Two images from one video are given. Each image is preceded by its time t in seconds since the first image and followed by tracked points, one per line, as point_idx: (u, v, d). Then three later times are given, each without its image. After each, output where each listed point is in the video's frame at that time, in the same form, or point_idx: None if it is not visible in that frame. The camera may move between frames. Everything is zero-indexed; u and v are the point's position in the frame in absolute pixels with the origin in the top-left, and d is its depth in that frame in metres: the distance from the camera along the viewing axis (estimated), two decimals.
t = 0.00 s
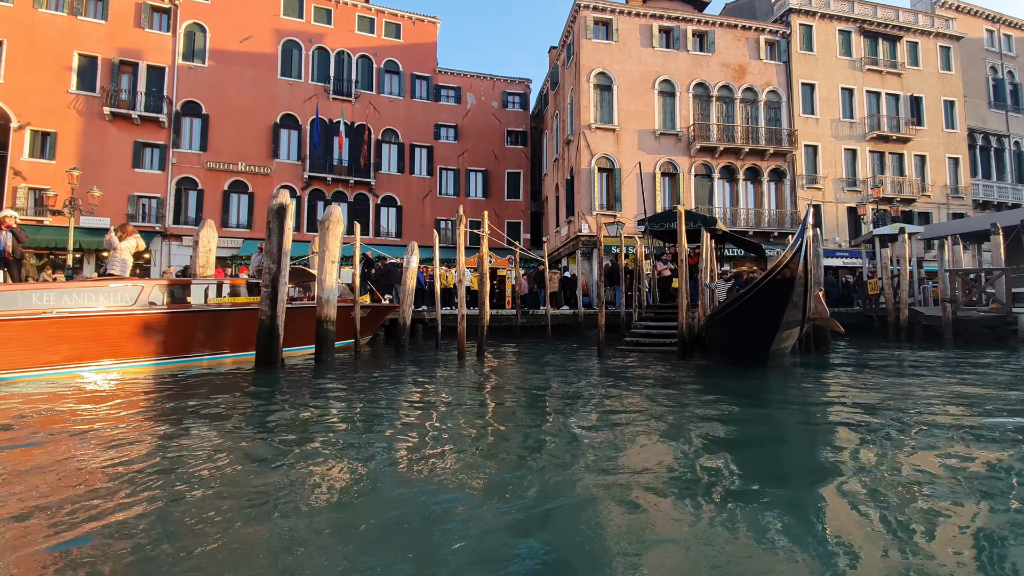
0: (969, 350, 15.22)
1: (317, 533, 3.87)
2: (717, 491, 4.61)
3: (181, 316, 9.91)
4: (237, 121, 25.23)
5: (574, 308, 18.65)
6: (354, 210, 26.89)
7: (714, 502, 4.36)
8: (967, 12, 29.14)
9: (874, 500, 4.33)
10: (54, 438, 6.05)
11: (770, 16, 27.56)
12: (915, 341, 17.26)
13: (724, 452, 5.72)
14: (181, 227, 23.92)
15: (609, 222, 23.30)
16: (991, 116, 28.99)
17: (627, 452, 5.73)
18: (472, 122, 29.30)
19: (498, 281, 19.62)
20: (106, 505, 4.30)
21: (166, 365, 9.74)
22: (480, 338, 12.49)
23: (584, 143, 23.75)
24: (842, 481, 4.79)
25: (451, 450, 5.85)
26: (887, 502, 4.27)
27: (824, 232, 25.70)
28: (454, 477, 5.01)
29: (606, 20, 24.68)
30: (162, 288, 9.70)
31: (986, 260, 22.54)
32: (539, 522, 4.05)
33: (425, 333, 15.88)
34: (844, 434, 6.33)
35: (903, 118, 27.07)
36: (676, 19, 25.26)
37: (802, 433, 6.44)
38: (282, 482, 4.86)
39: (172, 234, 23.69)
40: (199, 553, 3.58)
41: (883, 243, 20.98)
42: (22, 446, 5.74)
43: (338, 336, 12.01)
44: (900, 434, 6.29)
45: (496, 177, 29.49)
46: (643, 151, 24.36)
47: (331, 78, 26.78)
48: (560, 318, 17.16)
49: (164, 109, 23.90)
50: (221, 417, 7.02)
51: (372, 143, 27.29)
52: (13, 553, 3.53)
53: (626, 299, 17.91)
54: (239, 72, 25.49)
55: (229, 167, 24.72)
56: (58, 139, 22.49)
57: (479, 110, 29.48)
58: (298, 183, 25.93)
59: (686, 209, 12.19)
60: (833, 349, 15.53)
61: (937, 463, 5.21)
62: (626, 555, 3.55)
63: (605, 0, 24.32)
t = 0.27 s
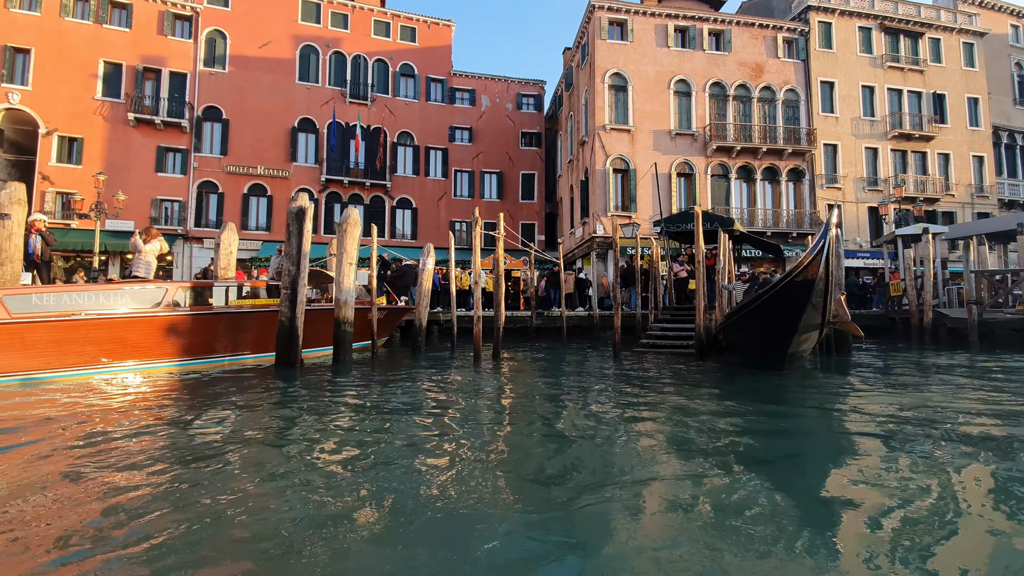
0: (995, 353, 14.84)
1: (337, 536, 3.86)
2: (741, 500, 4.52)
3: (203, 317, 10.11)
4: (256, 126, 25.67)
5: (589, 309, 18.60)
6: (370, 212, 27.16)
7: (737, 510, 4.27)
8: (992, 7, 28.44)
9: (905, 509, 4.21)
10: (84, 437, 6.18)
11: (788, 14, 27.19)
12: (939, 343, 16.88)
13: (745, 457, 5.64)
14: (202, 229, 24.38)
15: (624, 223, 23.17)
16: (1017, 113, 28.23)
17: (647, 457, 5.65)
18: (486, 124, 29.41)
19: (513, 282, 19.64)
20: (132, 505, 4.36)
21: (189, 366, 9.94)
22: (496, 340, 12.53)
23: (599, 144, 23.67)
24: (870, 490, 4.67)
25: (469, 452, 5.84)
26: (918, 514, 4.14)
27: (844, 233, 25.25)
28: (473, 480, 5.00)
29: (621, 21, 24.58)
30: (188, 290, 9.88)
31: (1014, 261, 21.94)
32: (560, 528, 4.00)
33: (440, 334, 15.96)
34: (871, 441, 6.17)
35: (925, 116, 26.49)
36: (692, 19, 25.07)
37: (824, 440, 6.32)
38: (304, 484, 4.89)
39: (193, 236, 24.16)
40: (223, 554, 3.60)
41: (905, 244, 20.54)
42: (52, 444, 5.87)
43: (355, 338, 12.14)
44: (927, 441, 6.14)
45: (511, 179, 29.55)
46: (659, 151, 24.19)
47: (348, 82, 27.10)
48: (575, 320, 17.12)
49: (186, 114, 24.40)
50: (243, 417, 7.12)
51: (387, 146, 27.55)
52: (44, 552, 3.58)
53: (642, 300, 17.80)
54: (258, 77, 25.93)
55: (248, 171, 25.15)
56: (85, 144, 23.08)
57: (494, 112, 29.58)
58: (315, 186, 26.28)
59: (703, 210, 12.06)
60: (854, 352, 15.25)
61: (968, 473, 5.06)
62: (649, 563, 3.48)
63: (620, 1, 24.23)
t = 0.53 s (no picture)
0: (1019, 355, 14.50)
1: (353, 537, 3.88)
2: (757, 504, 4.47)
3: (220, 318, 10.25)
4: (271, 129, 26.00)
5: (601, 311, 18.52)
6: (383, 214, 27.35)
7: (754, 515, 4.22)
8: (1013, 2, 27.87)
9: (925, 517, 4.13)
10: (105, 435, 6.30)
11: (802, 12, 26.89)
12: (959, 345, 16.55)
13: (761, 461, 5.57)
14: (218, 231, 24.78)
15: (636, 224, 23.05)
16: None
17: (663, 459, 5.61)
18: (498, 126, 29.48)
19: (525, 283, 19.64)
20: (151, 502, 4.42)
21: (206, 366, 10.09)
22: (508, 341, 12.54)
23: (611, 145, 23.59)
24: (890, 496, 4.58)
25: (483, 453, 5.85)
26: (938, 521, 4.06)
27: (860, 232, 24.88)
28: (487, 481, 5.01)
29: (633, 21, 24.49)
30: (206, 291, 10.02)
31: None
32: (574, 530, 3.98)
33: (453, 335, 16.01)
34: (891, 446, 6.06)
35: (944, 114, 26.02)
36: (705, 17, 24.88)
37: (842, 444, 6.23)
38: (320, 483, 4.93)
39: (210, 238, 24.55)
40: (240, 553, 3.62)
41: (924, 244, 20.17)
42: (75, 442, 5.99)
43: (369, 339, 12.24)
44: (949, 446, 6.01)
45: (522, 180, 29.58)
46: (671, 152, 24.05)
47: (361, 85, 27.35)
48: (587, 321, 17.07)
49: (203, 119, 24.80)
50: (259, 417, 7.21)
51: (400, 148, 27.73)
52: (66, 548, 3.65)
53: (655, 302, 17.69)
54: (273, 81, 26.25)
55: (263, 174, 25.48)
56: (105, 148, 23.56)
57: (505, 113, 29.63)
58: (329, 188, 26.54)
59: (717, 210, 11.93)
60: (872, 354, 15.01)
61: (992, 479, 4.94)
62: (662, 567, 3.46)
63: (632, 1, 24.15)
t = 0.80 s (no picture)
0: None
1: (374, 538, 3.90)
2: (781, 512, 4.39)
3: (243, 320, 10.43)
4: (290, 134, 26.42)
5: (618, 312, 18.42)
6: (400, 216, 27.60)
7: (778, 523, 4.14)
8: None
9: (957, 529, 4.01)
10: (134, 435, 6.44)
11: (822, 9, 26.47)
12: (988, 347, 16.10)
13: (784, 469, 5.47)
14: (240, 235, 25.26)
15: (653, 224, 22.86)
16: None
17: (683, 464, 5.54)
18: (513, 127, 29.55)
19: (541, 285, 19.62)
20: (178, 502, 4.50)
21: (231, 366, 10.29)
22: (525, 343, 12.55)
23: (627, 145, 23.46)
24: (916, 505, 4.48)
25: (502, 454, 5.85)
26: (966, 531, 3.98)
27: (884, 232, 24.35)
28: (506, 483, 5.00)
29: (649, 20, 24.34)
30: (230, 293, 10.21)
31: None
32: (595, 535, 3.95)
33: (470, 337, 16.07)
34: (919, 452, 5.91)
35: (970, 110, 25.35)
36: (722, 15, 24.62)
37: (868, 450, 6.08)
38: (341, 483, 4.98)
39: (232, 241, 25.05)
40: (264, 552, 3.67)
41: (951, 243, 19.66)
42: (105, 442, 6.13)
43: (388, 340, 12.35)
44: (980, 452, 5.84)
45: (538, 181, 29.59)
46: (689, 151, 23.82)
47: (378, 89, 27.65)
48: (604, 322, 17.00)
49: (225, 125, 25.33)
50: (281, 417, 7.31)
51: (416, 151, 27.97)
52: (99, 542, 3.79)
53: (672, 303, 17.54)
54: (292, 87, 26.68)
55: (283, 178, 25.92)
56: (132, 154, 24.18)
57: (521, 115, 29.69)
58: (347, 192, 26.88)
59: (736, 209, 11.76)
60: (897, 356, 14.67)
61: None
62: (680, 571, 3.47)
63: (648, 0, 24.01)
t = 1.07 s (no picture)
0: None
1: (398, 541, 3.93)
2: (806, 516, 4.30)
3: (269, 322, 10.61)
4: (311, 140, 26.87)
5: (638, 313, 18.28)
6: (419, 220, 27.85)
7: (808, 528, 4.05)
8: None
9: (995, 534, 3.88)
10: (165, 436, 6.61)
11: (845, 3, 25.93)
12: None
13: (812, 470, 5.35)
14: (264, 240, 25.77)
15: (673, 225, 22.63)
16: None
17: (707, 466, 5.47)
18: (531, 130, 29.59)
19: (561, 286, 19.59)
20: (210, 502, 4.63)
21: (257, 368, 10.50)
22: (546, 344, 12.54)
23: (645, 145, 23.28)
24: (949, 507, 4.37)
25: (524, 457, 5.85)
26: (1002, 535, 3.86)
27: (912, 229, 23.70)
28: (528, 486, 5.00)
29: (666, 19, 24.15)
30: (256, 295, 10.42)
31: None
32: (619, 539, 3.92)
33: (490, 338, 16.13)
34: (953, 454, 5.74)
35: (1002, 102, 24.56)
36: (741, 12, 24.29)
37: (898, 451, 5.92)
38: (365, 485, 5.03)
39: (256, 246, 25.57)
40: (291, 555, 3.72)
41: (984, 240, 19.02)
42: (138, 444, 6.30)
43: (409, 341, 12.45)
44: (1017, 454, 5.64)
45: (556, 183, 29.57)
46: (708, 150, 23.53)
47: (396, 94, 27.97)
48: (624, 323, 16.88)
49: (248, 132, 25.88)
50: (306, 419, 7.42)
51: (434, 155, 28.20)
52: (137, 540, 3.92)
53: (694, 304, 17.34)
54: (313, 94, 27.15)
55: (305, 183, 26.37)
56: (159, 163, 24.85)
57: (538, 117, 29.72)
58: (367, 196, 27.23)
59: (759, 208, 11.54)
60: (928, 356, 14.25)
61: None
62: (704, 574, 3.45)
63: None
